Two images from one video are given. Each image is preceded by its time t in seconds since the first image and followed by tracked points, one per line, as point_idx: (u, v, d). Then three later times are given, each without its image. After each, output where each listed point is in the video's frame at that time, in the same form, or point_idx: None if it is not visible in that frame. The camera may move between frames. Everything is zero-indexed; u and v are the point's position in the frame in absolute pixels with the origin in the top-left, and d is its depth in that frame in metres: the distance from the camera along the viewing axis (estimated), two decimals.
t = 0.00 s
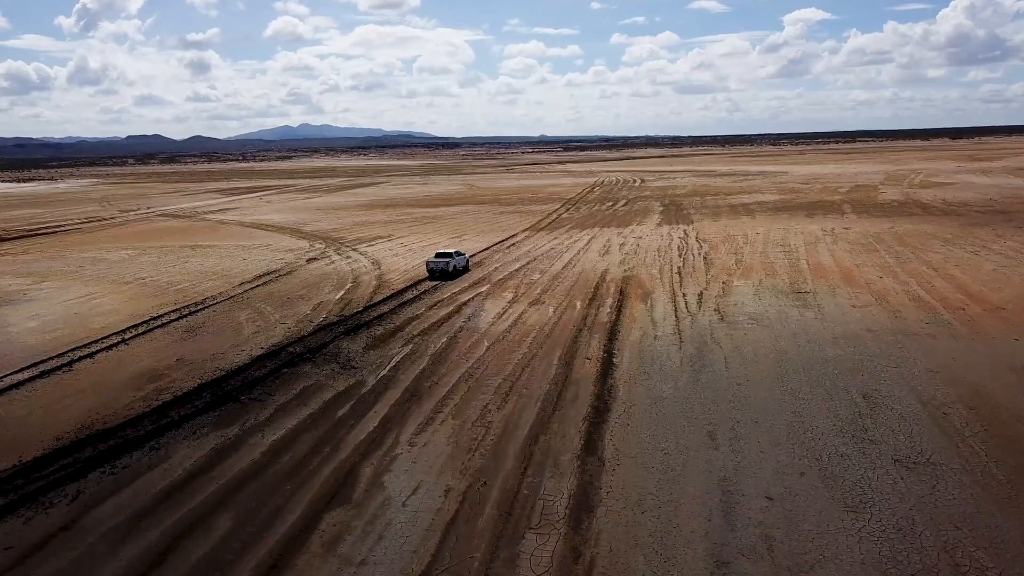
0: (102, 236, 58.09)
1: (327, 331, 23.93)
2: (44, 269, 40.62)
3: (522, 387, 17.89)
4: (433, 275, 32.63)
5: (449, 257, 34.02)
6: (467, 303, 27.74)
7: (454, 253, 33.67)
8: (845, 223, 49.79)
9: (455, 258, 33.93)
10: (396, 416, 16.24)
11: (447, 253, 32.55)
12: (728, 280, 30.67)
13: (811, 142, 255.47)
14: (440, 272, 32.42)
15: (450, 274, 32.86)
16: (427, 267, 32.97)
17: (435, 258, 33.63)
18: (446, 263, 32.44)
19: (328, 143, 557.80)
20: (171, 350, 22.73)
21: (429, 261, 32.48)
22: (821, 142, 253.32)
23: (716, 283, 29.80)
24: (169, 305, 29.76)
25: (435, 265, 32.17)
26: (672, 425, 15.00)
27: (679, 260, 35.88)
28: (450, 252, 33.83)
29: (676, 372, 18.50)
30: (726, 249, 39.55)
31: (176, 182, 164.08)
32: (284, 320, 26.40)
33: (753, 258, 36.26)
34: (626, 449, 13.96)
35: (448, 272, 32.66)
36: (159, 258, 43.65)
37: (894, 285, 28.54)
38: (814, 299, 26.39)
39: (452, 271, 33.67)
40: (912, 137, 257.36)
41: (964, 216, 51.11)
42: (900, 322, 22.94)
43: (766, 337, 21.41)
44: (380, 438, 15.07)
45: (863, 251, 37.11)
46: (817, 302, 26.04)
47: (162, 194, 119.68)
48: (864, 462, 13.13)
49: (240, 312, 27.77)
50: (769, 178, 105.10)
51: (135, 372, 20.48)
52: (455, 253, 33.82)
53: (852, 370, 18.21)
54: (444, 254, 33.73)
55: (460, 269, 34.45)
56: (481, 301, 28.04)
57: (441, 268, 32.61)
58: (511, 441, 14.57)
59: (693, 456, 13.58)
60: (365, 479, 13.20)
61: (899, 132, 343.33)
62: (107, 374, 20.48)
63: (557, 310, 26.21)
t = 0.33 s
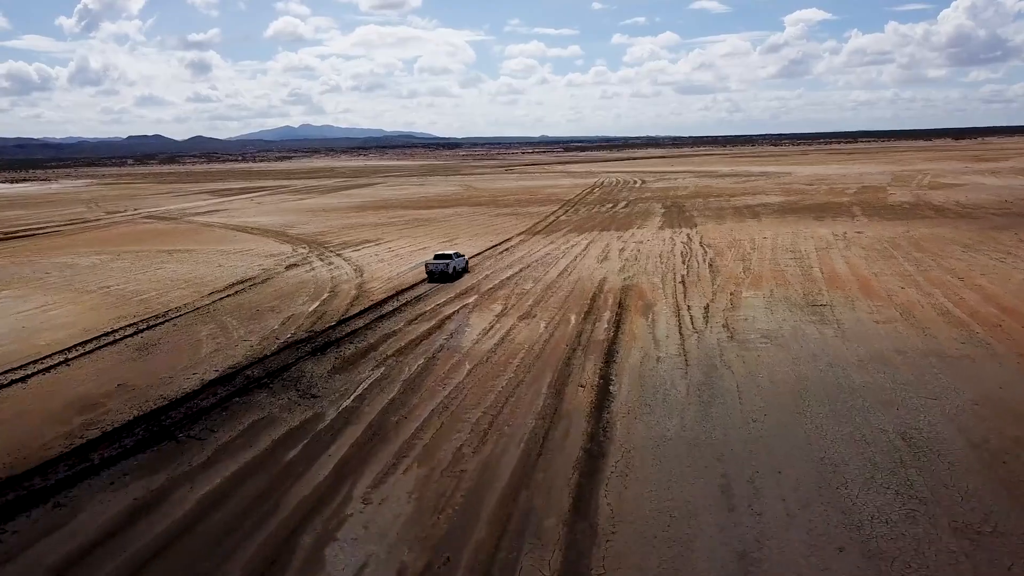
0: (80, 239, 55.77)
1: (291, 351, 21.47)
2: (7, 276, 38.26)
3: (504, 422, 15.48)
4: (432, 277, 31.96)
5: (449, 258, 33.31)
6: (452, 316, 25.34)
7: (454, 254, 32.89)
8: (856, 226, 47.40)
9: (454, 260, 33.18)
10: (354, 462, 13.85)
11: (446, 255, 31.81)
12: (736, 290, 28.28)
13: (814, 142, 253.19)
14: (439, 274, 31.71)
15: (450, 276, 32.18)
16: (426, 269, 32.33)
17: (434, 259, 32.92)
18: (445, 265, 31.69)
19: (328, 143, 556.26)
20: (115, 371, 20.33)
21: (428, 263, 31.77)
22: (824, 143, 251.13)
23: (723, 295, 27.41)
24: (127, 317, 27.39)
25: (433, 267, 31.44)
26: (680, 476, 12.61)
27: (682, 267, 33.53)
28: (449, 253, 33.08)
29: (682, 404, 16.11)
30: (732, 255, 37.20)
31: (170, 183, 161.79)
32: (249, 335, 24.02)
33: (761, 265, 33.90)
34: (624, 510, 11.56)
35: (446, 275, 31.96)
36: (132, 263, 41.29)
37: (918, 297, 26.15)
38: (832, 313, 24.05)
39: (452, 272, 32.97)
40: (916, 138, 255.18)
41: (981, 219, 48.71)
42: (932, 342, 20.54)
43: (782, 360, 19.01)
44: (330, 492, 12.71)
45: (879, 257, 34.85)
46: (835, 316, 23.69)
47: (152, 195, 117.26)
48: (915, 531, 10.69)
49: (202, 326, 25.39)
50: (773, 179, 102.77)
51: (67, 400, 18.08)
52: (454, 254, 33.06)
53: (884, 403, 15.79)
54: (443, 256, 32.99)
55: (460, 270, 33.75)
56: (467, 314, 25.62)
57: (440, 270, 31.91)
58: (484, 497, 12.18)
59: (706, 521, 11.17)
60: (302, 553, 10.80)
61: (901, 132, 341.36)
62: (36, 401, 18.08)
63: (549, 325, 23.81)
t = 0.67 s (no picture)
0: (57, 244, 53.37)
1: (247, 379, 18.96)
2: None
3: (481, 473, 12.98)
4: (431, 281, 31.15)
5: (450, 261, 32.55)
6: (434, 334, 22.84)
7: (455, 258, 32.11)
8: (871, 231, 44.86)
9: (455, 263, 32.39)
10: (294, 529, 11.36)
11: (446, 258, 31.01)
12: (749, 304, 25.75)
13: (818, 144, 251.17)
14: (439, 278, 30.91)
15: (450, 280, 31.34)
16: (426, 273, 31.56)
17: (434, 263, 32.16)
18: (445, 268, 30.88)
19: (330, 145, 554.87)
20: (45, 403, 17.84)
21: (428, 267, 30.96)
22: (830, 145, 248.94)
23: (734, 309, 24.89)
24: (79, 334, 24.93)
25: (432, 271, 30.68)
26: (695, 558, 10.10)
27: (688, 277, 31.07)
28: (450, 257, 32.28)
29: (695, 451, 13.57)
30: (742, 263, 34.75)
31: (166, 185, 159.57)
32: (206, 357, 21.54)
33: (774, 275, 31.46)
34: None
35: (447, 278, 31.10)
36: (103, 271, 38.84)
37: (951, 313, 23.61)
38: (858, 332, 21.56)
39: (453, 276, 32.13)
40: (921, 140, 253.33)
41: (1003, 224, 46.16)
42: (976, 368, 18.02)
43: (807, 393, 16.46)
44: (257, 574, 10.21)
45: (902, 266, 32.43)
46: (861, 336, 21.19)
47: (145, 197, 115.06)
48: None
49: (157, 345, 22.90)
50: (779, 182, 100.30)
51: None
52: (455, 257, 32.24)
53: (934, 451, 13.24)
54: (444, 258, 32.20)
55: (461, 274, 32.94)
56: (451, 331, 23.15)
57: (439, 274, 31.07)
58: None
59: None
60: None
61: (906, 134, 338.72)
62: None
63: (541, 346, 21.32)
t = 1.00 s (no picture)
0: (33, 249, 50.97)
1: (191, 414, 16.44)
2: None
3: (447, 547, 10.50)
4: (432, 284, 30.62)
5: (450, 264, 32.03)
6: (412, 357, 20.35)
7: (456, 260, 31.58)
8: (889, 236, 42.29)
9: (456, 265, 31.92)
10: None
11: (446, 261, 30.41)
12: (764, 320, 23.25)
13: (823, 145, 248.93)
14: (439, 280, 30.38)
15: (451, 283, 30.81)
16: (426, 276, 31.03)
17: (435, 265, 31.61)
18: (445, 271, 30.30)
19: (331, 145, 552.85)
20: None
21: (428, 269, 30.41)
22: (835, 146, 247.08)
23: (750, 327, 22.34)
24: (20, 354, 22.46)
25: (431, 273, 30.29)
26: None
27: (696, 288, 28.53)
28: (450, 260, 31.72)
29: (712, 518, 11.08)
30: (754, 272, 32.22)
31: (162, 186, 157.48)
32: (153, 383, 19.06)
33: (788, 286, 28.92)
34: None
35: (447, 281, 30.53)
36: (69, 280, 36.40)
37: (993, 331, 21.10)
38: (891, 356, 18.99)
39: (453, 279, 31.60)
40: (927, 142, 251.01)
41: None
42: None
43: (843, 438, 13.87)
44: None
45: (928, 276, 29.94)
46: (896, 360, 18.62)
47: (137, 198, 112.69)
48: None
49: (102, 368, 20.47)
50: (786, 183, 97.66)
51: None
52: (455, 259, 31.68)
53: (1006, 520, 10.73)
54: (444, 261, 31.73)
55: (462, 276, 32.41)
56: (432, 353, 20.71)
57: (440, 277, 30.50)
58: None
59: None
60: None
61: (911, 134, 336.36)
62: None
63: (531, 371, 18.80)
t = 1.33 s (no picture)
0: (7, 254, 48.50)
1: (116, 465, 13.82)
2: None
3: None
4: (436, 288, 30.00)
5: (453, 268, 31.34)
6: (387, 389, 17.75)
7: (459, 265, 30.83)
8: (910, 243, 39.71)
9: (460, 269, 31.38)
10: None
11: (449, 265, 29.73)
12: (787, 344, 20.63)
13: (828, 146, 246.52)
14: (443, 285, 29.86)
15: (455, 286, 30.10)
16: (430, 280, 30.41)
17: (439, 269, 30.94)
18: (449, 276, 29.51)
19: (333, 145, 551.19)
20: None
21: (430, 274, 29.68)
22: (841, 146, 244.77)
23: (772, 353, 19.76)
24: None
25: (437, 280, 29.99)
26: None
27: (709, 303, 25.97)
28: (454, 264, 31.01)
29: None
30: (770, 284, 29.63)
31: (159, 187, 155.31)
32: (85, 420, 16.47)
33: (810, 300, 26.37)
34: None
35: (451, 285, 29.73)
36: (31, 290, 33.86)
37: None
38: (939, 391, 16.39)
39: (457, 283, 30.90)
40: (933, 142, 248.50)
41: None
42: None
43: (902, 513, 11.23)
44: None
45: (961, 289, 27.35)
46: (945, 396, 16.04)
47: (130, 200, 110.25)
48: None
49: (32, 400, 17.88)
50: (794, 185, 95.22)
51: None
52: (459, 263, 31.02)
53: None
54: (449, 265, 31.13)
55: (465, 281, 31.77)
56: (410, 384, 18.11)
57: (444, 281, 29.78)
58: None
59: None
60: None
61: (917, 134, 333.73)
62: None
63: (522, 407, 16.25)
